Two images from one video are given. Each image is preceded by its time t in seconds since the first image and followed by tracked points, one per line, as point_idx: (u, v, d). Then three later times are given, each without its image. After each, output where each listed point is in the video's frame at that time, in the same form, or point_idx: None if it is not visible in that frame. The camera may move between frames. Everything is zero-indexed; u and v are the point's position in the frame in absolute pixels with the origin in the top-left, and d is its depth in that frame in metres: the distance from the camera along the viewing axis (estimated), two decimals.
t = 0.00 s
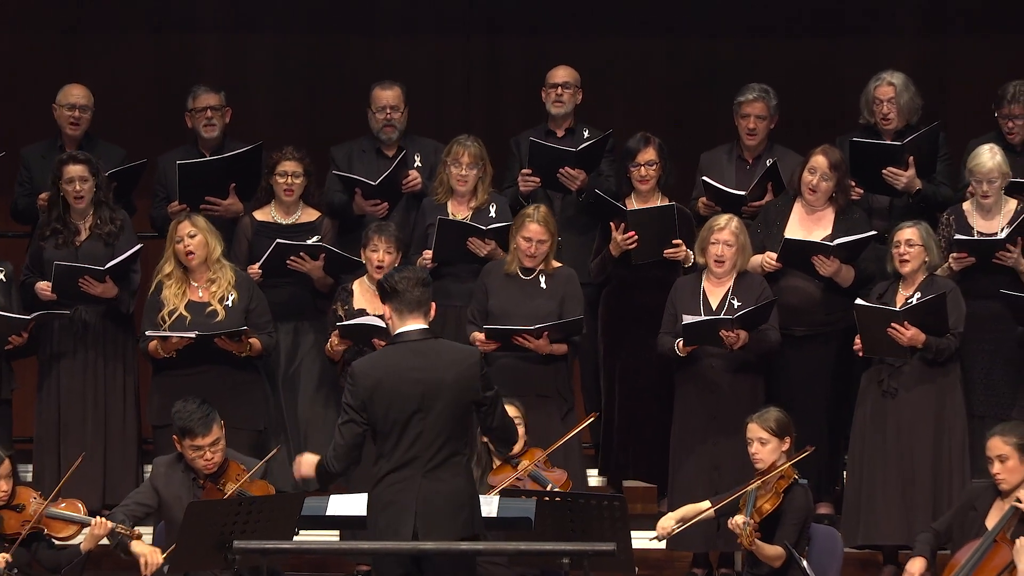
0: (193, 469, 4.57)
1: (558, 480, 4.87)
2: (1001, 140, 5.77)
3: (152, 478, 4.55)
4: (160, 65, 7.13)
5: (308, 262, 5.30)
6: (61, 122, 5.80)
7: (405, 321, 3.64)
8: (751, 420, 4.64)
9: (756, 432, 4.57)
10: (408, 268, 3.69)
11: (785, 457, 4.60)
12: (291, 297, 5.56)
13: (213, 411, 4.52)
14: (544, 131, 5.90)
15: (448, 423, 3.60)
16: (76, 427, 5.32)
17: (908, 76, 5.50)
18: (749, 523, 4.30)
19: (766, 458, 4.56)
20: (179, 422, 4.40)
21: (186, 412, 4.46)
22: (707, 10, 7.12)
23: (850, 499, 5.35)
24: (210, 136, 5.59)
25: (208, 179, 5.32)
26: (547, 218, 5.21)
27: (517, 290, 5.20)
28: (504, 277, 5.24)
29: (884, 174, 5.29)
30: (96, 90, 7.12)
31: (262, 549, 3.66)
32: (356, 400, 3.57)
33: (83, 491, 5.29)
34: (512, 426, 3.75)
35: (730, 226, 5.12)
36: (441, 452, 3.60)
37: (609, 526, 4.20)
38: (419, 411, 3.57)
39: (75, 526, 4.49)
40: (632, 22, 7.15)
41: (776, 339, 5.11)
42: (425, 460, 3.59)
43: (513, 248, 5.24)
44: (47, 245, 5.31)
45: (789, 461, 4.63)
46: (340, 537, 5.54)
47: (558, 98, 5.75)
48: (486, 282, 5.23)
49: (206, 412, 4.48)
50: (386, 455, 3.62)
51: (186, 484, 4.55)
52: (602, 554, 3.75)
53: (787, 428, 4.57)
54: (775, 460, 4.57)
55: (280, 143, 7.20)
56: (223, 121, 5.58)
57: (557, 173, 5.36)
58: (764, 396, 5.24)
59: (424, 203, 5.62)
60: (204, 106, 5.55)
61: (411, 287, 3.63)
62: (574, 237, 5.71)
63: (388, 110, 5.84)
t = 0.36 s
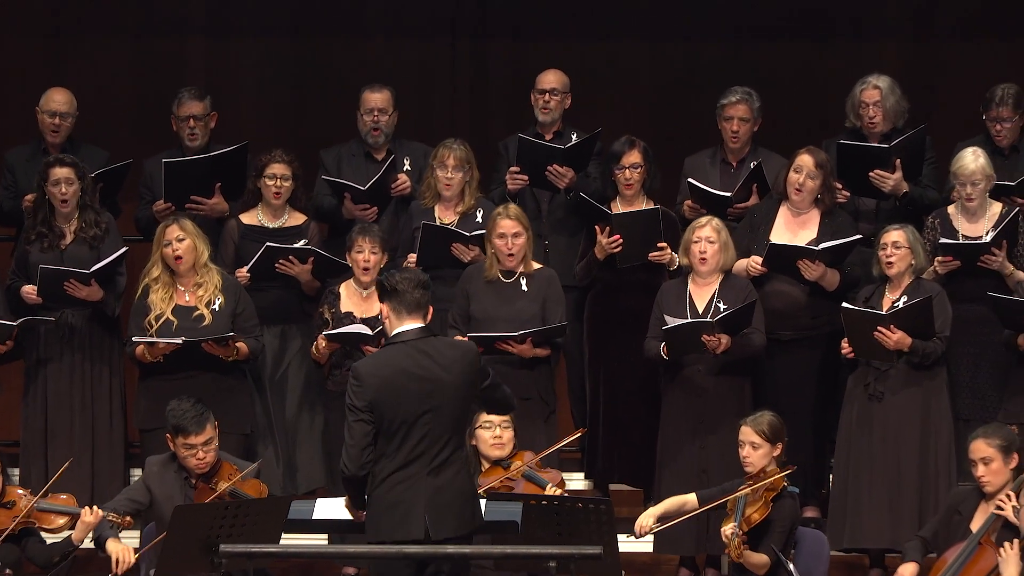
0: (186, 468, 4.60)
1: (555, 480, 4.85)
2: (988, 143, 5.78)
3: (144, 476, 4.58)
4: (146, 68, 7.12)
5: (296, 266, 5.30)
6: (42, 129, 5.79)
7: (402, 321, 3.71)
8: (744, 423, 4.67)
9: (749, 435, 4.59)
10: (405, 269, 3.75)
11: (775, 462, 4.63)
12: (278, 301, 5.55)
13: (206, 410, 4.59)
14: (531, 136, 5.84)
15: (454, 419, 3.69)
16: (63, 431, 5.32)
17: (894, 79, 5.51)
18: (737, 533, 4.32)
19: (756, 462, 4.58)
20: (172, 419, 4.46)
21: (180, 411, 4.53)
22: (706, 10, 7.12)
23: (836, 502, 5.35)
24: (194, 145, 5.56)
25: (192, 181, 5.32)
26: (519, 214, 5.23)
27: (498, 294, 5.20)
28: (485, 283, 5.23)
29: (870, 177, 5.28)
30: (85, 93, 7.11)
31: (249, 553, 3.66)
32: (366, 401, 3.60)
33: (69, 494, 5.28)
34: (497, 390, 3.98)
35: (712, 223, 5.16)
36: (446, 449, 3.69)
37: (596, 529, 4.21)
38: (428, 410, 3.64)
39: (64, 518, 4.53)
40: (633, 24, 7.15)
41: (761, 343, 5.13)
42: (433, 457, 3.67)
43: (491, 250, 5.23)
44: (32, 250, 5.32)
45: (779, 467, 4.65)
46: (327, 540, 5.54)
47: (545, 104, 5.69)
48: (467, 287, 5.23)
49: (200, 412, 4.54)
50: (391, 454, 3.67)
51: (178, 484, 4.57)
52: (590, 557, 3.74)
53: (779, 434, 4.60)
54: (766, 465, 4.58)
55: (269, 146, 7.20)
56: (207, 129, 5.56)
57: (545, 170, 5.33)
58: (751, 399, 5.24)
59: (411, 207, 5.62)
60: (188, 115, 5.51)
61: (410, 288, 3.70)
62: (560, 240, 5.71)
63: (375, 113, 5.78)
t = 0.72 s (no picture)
0: (181, 463, 4.67)
1: (539, 485, 4.94)
2: (976, 145, 5.79)
3: (140, 468, 4.65)
4: (134, 70, 7.11)
5: (284, 271, 5.26)
6: (26, 129, 5.80)
7: (420, 322, 3.70)
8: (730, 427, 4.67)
9: (737, 439, 4.58)
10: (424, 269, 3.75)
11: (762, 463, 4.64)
12: (264, 304, 5.54)
13: (203, 406, 4.70)
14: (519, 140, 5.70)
15: (465, 422, 3.68)
16: (49, 433, 5.31)
17: (880, 81, 5.54)
18: (735, 545, 4.32)
19: (743, 465, 4.59)
20: (170, 411, 4.57)
21: (177, 403, 4.64)
22: (704, 12, 7.13)
23: (823, 504, 5.36)
24: (181, 145, 5.57)
25: (179, 182, 5.33)
26: (498, 215, 5.21)
27: (479, 297, 5.22)
28: (465, 285, 5.24)
29: (858, 179, 5.27)
30: (75, 93, 7.11)
31: (237, 556, 3.65)
32: (376, 398, 3.60)
33: (55, 496, 5.27)
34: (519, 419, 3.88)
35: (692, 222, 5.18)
36: (455, 452, 3.69)
37: (582, 531, 4.22)
38: (439, 411, 3.63)
39: (56, 528, 4.54)
40: (633, 25, 7.15)
41: (744, 345, 5.13)
42: (441, 459, 3.66)
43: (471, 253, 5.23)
44: (20, 251, 5.32)
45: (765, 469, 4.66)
46: (315, 543, 5.53)
47: (534, 106, 5.56)
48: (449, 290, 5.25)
49: (197, 405, 4.65)
50: (399, 453, 3.67)
51: (172, 476, 4.65)
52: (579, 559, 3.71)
53: (765, 436, 4.60)
54: (753, 468, 4.59)
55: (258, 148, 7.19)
56: (195, 130, 5.56)
57: (533, 164, 5.32)
58: (737, 400, 5.25)
59: (399, 207, 5.59)
60: (175, 116, 5.52)
61: (428, 288, 3.69)
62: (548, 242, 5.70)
63: (366, 114, 5.66)
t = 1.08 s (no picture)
0: (171, 460, 4.74)
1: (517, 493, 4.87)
2: (959, 145, 5.80)
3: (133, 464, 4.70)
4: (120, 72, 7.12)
5: (266, 274, 5.30)
6: (11, 128, 5.81)
7: (419, 322, 3.70)
8: (690, 439, 4.59)
9: (698, 454, 4.52)
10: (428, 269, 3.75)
11: (730, 466, 4.58)
12: (248, 305, 5.56)
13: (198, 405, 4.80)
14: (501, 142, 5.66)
15: (461, 424, 3.66)
16: (31, 434, 5.31)
17: (862, 82, 5.60)
18: (724, 558, 4.26)
19: (715, 475, 4.52)
20: (165, 406, 4.66)
21: (172, 400, 4.74)
22: (704, 11, 7.11)
23: (806, 504, 5.34)
24: (165, 148, 5.57)
25: (163, 185, 5.32)
26: (479, 219, 5.24)
27: (459, 297, 5.28)
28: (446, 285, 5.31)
29: (841, 180, 5.27)
30: (61, 94, 7.12)
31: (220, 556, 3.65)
32: (377, 391, 3.57)
33: (37, 498, 5.27)
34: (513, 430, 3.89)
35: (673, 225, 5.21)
36: (451, 455, 3.67)
37: (567, 532, 4.24)
38: (439, 410, 3.62)
39: (44, 541, 4.54)
40: (633, 24, 7.14)
41: (726, 347, 5.14)
42: (438, 460, 3.64)
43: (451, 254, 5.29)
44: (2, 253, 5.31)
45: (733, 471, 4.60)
46: (299, 543, 5.53)
47: (519, 108, 5.55)
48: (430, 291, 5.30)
49: (191, 402, 4.74)
50: (395, 452, 3.63)
51: (162, 473, 4.71)
52: (564, 561, 3.76)
53: (727, 441, 4.54)
54: (724, 473, 4.54)
55: (244, 150, 7.20)
56: (178, 132, 5.56)
57: (515, 167, 5.32)
58: (719, 400, 5.26)
59: (382, 210, 5.55)
60: (159, 118, 5.52)
61: (430, 288, 3.69)
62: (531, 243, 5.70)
63: (351, 118, 5.52)
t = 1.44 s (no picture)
0: (156, 458, 4.77)
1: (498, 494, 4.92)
2: (939, 145, 5.83)
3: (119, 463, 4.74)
4: (107, 72, 7.13)
5: (250, 274, 5.28)
6: None
7: (393, 327, 3.65)
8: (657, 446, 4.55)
9: (667, 461, 4.48)
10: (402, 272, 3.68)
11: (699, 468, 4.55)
12: (230, 306, 5.56)
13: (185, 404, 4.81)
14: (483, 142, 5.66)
15: (435, 428, 3.63)
16: (13, 435, 5.31)
17: (844, 82, 5.63)
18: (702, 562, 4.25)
19: (686, 478, 4.49)
20: (154, 404, 4.67)
21: (161, 398, 4.75)
22: (705, 11, 7.12)
23: (789, 505, 5.34)
24: (148, 144, 5.55)
25: (145, 187, 5.32)
26: (474, 224, 5.20)
27: (447, 297, 5.23)
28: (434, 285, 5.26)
29: (822, 179, 5.29)
30: (47, 95, 7.12)
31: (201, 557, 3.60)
32: (350, 397, 3.54)
33: (18, 499, 5.27)
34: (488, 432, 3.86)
35: (657, 227, 5.18)
36: (425, 460, 3.64)
37: (548, 533, 4.23)
38: (412, 415, 3.59)
39: (29, 538, 4.55)
40: (634, 24, 7.15)
41: (710, 348, 5.17)
42: (410, 465, 3.61)
43: (442, 255, 5.23)
44: None
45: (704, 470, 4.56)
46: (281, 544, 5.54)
47: (500, 109, 5.55)
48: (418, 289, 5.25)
49: (179, 401, 4.76)
50: (368, 457, 3.61)
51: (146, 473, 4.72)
52: (546, 560, 3.72)
53: (695, 444, 4.49)
54: (695, 475, 4.50)
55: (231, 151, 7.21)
56: (161, 129, 5.54)
57: (496, 173, 5.34)
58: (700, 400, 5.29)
59: (365, 211, 5.53)
60: (142, 114, 5.51)
61: (404, 293, 3.63)
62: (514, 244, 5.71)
63: (334, 119, 5.50)
